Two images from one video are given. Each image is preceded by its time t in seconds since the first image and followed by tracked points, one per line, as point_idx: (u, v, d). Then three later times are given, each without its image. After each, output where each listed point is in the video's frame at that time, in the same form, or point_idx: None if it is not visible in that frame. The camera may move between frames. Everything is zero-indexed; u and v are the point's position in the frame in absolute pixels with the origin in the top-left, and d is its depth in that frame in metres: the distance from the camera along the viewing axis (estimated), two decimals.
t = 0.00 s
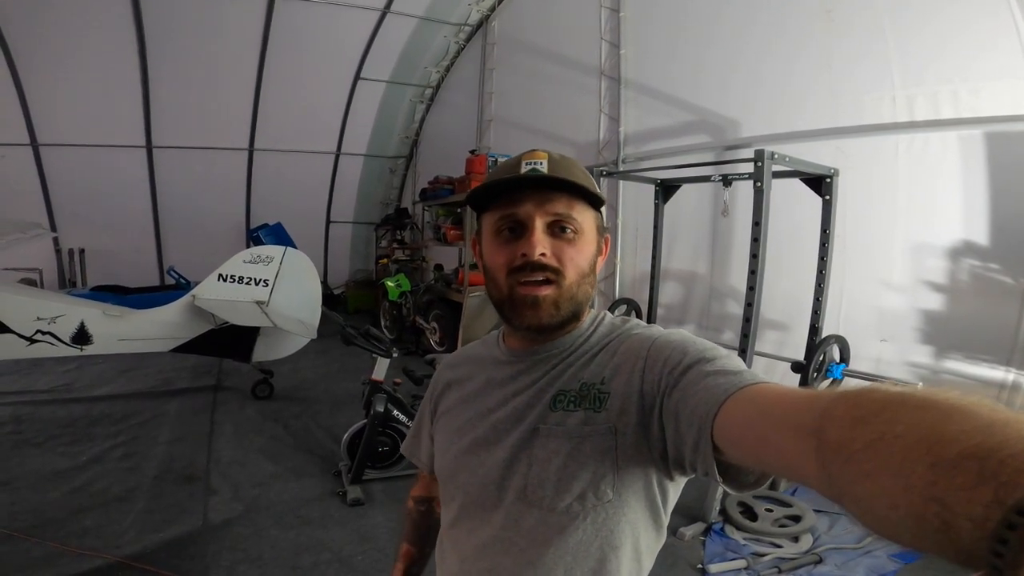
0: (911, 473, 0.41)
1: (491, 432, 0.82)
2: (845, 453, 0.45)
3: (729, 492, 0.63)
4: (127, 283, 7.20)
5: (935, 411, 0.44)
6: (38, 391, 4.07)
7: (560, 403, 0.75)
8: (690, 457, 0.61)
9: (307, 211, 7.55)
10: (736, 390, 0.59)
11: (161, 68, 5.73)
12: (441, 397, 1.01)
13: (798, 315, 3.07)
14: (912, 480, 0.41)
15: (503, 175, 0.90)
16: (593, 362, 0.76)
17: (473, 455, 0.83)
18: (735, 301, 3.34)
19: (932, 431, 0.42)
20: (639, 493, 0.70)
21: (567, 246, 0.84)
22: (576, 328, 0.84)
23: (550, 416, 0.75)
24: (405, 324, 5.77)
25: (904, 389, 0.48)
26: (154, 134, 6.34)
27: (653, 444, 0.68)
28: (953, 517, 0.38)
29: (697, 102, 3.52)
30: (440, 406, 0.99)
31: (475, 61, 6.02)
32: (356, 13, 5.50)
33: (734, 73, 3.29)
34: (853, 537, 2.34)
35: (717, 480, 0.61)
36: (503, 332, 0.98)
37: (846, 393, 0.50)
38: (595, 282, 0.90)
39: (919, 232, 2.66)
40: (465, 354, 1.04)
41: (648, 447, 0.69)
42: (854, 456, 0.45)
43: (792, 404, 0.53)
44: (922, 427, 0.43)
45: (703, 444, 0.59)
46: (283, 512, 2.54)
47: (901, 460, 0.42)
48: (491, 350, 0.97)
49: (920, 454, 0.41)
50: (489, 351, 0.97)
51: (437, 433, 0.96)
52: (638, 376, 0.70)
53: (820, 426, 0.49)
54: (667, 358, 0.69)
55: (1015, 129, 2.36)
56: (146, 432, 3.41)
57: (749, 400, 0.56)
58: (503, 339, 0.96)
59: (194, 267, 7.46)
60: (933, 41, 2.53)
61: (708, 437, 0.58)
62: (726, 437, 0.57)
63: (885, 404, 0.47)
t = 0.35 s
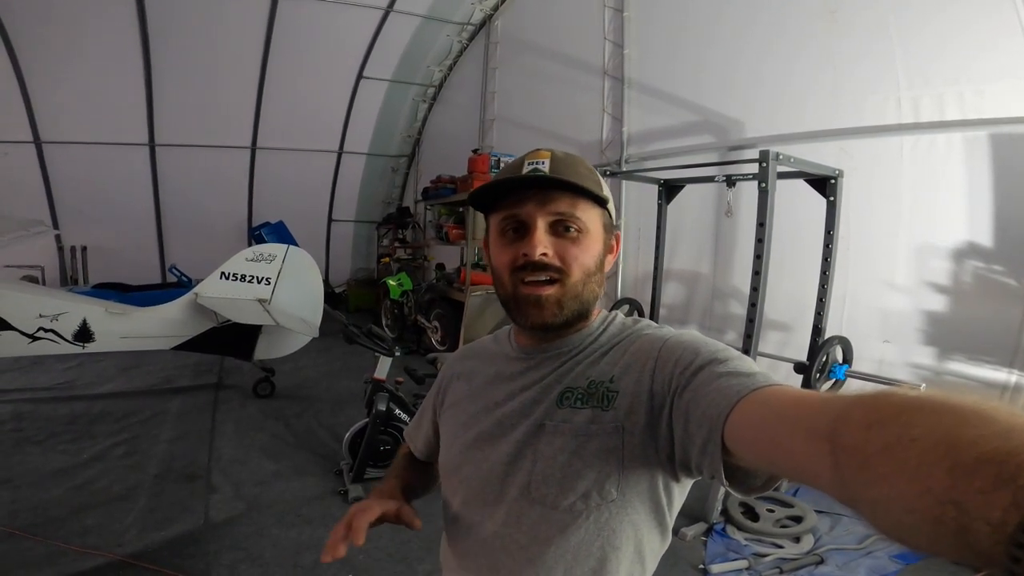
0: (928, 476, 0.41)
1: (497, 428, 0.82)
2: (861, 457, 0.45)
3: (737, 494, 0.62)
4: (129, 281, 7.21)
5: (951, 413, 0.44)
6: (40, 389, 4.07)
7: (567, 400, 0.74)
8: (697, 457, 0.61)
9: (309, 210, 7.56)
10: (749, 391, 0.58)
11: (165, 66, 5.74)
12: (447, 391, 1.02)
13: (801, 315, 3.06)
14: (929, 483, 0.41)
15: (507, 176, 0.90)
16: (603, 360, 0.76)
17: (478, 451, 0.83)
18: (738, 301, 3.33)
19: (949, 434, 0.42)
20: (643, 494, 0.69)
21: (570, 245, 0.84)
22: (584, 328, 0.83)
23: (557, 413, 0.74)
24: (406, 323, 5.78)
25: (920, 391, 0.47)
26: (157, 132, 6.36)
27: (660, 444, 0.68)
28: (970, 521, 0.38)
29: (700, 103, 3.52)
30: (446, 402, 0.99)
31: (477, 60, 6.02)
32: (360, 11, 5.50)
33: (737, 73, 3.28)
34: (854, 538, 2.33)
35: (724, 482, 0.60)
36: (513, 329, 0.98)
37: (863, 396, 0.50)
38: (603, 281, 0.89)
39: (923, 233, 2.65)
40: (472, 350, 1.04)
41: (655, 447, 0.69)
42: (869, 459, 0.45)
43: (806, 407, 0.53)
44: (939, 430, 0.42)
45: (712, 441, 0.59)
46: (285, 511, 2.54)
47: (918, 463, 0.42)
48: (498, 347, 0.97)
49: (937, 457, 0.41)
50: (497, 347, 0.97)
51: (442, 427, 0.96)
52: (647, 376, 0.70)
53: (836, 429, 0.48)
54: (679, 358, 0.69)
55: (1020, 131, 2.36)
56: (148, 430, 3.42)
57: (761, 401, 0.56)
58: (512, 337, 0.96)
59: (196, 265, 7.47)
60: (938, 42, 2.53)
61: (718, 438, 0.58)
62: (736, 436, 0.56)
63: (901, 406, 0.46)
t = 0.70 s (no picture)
0: (935, 478, 0.41)
1: (500, 427, 0.82)
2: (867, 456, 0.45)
3: (742, 494, 0.62)
4: (128, 280, 7.20)
5: (958, 415, 0.44)
6: (39, 388, 4.06)
7: (571, 399, 0.74)
8: (702, 457, 0.61)
9: (309, 209, 7.55)
10: (756, 389, 0.58)
11: (165, 64, 5.73)
12: (450, 389, 1.02)
13: (800, 316, 3.06)
14: (936, 483, 0.41)
15: (508, 176, 0.90)
16: (608, 359, 0.76)
17: (481, 449, 0.83)
18: (737, 302, 3.34)
19: (957, 435, 0.42)
20: (646, 493, 0.69)
21: (570, 245, 0.84)
22: (589, 327, 0.83)
23: (561, 411, 0.74)
24: (406, 322, 5.77)
25: (925, 394, 0.48)
26: (156, 131, 6.34)
27: (665, 443, 0.67)
28: (975, 523, 0.38)
29: (700, 103, 3.52)
30: (449, 401, 0.99)
31: (477, 60, 6.02)
32: (360, 11, 5.50)
33: (738, 73, 3.29)
34: (852, 538, 2.33)
35: (729, 482, 0.60)
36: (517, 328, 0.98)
37: (871, 397, 0.50)
38: (606, 280, 0.88)
39: (923, 234, 2.65)
40: (476, 349, 1.04)
41: (659, 446, 0.69)
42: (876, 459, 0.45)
43: (814, 407, 0.53)
44: (947, 431, 0.43)
45: (718, 440, 0.59)
46: (284, 510, 2.54)
47: (926, 463, 0.42)
48: (502, 347, 0.97)
49: (943, 457, 0.41)
50: (501, 346, 0.97)
51: (444, 425, 0.97)
52: (653, 374, 0.70)
53: (843, 429, 0.49)
54: (684, 357, 0.69)
55: (1019, 132, 2.37)
56: (148, 429, 3.41)
57: (768, 400, 0.56)
58: (516, 335, 0.96)
59: (195, 264, 7.45)
60: (937, 46, 2.53)
61: (723, 436, 0.58)
62: (742, 435, 0.56)
63: (909, 407, 0.46)
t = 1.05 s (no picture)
0: (927, 477, 0.41)
1: (497, 428, 0.82)
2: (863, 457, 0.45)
3: (737, 494, 0.63)
4: (128, 280, 7.19)
5: (951, 413, 0.44)
6: (38, 387, 4.06)
7: (564, 400, 0.75)
8: (698, 459, 0.61)
9: (308, 209, 7.55)
10: (748, 391, 0.58)
11: (166, 64, 5.73)
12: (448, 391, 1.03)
13: (799, 316, 3.07)
14: (928, 483, 0.41)
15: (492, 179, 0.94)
16: (601, 361, 0.76)
17: (478, 451, 0.83)
18: (735, 303, 3.34)
19: (952, 436, 0.42)
20: (643, 495, 0.69)
21: (532, 247, 0.84)
22: (578, 329, 0.84)
23: (555, 413, 0.75)
24: (405, 322, 5.77)
25: (924, 393, 0.47)
26: (156, 130, 6.33)
27: (660, 445, 0.67)
28: (968, 522, 0.38)
29: (700, 105, 3.52)
30: (446, 402, 0.99)
31: (477, 61, 6.02)
32: (359, 10, 5.49)
33: (737, 74, 3.29)
34: (850, 538, 2.34)
35: (724, 482, 0.61)
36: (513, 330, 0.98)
37: (864, 397, 0.50)
38: (580, 285, 0.86)
39: (921, 236, 2.66)
40: (473, 350, 1.04)
41: (655, 447, 0.69)
42: (869, 460, 0.45)
43: (805, 408, 0.53)
44: (945, 431, 0.42)
45: (713, 442, 0.59)
46: (284, 509, 2.54)
47: (920, 462, 0.42)
48: (499, 347, 0.97)
49: (938, 457, 0.41)
50: (498, 348, 0.97)
51: (442, 427, 0.97)
52: (647, 376, 0.70)
53: (836, 430, 0.49)
54: (678, 359, 0.68)
55: (1017, 134, 2.38)
56: (148, 429, 3.41)
57: (763, 401, 0.56)
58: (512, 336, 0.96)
59: (195, 264, 7.45)
60: (937, 48, 2.54)
61: (718, 438, 0.58)
62: (736, 437, 0.57)
63: (902, 406, 0.46)
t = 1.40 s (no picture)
0: (934, 482, 0.41)
1: (498, 430, 0.82)
2: (867, 462, 0.46)
3: (738, 497, 0.63)
4: (125, 280, 7.16)
5: (958, 419, 0.44)
6: (36, 388, 4.04)
7: (566, 402, 0.75)
8: (701, 462, 0.61)
9: (306, 208, 7.53)
10: (753, 395, 0.58)
11: (163, 63, 5.71)
12: (449, 392, 1.02)
13: (797, 315, 3.07)
14: (933, 488, 0.41)
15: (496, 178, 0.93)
16: (604, 363, 0.76)
17: (479, 453, 0.83)
18: (734, 302, 3.35)
19: (958, 441, 0.42)
20: (644, 497, 0.70)
21: (541, 246, 0.85)
22: (581, 330, 0.84)
23: (557, 415, 0.75)
24: (404, 322, 5.76)
25: (928, 399, 0.48)
26: (153, 130, 6.31)
27: (662, 448, 0.67)
28: (976, 528, 0.39)
29: (698, 105, 3.52)
30: (448, 403, 0.99)
31: (475, 60, 6.02)
32: (357, 10, 5.48)
33: (734, 74, 3.30)
34: (848, 537, 2.35)
35: (727, 485, 0.61)
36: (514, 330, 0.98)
37: (868, 401, 0.50)
38: (587, 283, 0.87)
39: (919, 235, 2.67)
40: (475, 352, 1.04)
41: (657, 450, 0.69)
42: (876, 464, 0.45)
43: (810, 412, 0.54)
44: (950, 437, 0.43)
45: (716, 445, 0.59)
46: (284, 509, 2.54)
47: (924, 467, 0.42)
48: (501, 349, 0.97)
49: (944, 462, 0.41)
50: (499, 349, 0.97)
51: (442, 429, 0.96)
52: (650, 378, 0.70)
53: (841, 434, 0.49)
54: (681, 362, 0.68)
55: (1013, 134, 2.39)
56: (146, 429, 3.40)
57: (766, 404, 0.56)
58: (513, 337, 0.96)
59: (192, 264, 7.42)
60: (934, 48, 2.54)
61: (721, 441, 0.58)
62: (740, 441, 0.57)
63: (907, 411, 0.47)
